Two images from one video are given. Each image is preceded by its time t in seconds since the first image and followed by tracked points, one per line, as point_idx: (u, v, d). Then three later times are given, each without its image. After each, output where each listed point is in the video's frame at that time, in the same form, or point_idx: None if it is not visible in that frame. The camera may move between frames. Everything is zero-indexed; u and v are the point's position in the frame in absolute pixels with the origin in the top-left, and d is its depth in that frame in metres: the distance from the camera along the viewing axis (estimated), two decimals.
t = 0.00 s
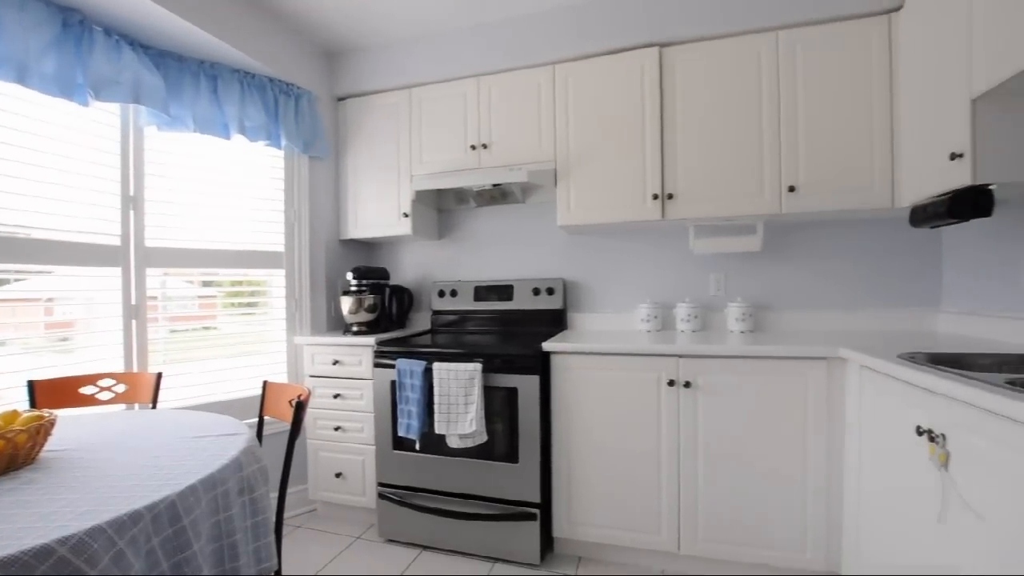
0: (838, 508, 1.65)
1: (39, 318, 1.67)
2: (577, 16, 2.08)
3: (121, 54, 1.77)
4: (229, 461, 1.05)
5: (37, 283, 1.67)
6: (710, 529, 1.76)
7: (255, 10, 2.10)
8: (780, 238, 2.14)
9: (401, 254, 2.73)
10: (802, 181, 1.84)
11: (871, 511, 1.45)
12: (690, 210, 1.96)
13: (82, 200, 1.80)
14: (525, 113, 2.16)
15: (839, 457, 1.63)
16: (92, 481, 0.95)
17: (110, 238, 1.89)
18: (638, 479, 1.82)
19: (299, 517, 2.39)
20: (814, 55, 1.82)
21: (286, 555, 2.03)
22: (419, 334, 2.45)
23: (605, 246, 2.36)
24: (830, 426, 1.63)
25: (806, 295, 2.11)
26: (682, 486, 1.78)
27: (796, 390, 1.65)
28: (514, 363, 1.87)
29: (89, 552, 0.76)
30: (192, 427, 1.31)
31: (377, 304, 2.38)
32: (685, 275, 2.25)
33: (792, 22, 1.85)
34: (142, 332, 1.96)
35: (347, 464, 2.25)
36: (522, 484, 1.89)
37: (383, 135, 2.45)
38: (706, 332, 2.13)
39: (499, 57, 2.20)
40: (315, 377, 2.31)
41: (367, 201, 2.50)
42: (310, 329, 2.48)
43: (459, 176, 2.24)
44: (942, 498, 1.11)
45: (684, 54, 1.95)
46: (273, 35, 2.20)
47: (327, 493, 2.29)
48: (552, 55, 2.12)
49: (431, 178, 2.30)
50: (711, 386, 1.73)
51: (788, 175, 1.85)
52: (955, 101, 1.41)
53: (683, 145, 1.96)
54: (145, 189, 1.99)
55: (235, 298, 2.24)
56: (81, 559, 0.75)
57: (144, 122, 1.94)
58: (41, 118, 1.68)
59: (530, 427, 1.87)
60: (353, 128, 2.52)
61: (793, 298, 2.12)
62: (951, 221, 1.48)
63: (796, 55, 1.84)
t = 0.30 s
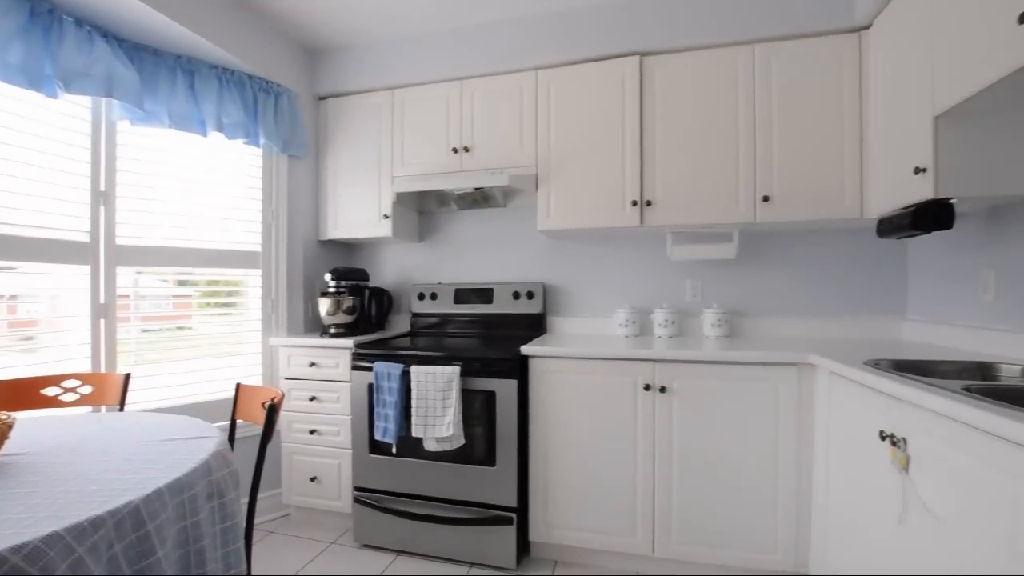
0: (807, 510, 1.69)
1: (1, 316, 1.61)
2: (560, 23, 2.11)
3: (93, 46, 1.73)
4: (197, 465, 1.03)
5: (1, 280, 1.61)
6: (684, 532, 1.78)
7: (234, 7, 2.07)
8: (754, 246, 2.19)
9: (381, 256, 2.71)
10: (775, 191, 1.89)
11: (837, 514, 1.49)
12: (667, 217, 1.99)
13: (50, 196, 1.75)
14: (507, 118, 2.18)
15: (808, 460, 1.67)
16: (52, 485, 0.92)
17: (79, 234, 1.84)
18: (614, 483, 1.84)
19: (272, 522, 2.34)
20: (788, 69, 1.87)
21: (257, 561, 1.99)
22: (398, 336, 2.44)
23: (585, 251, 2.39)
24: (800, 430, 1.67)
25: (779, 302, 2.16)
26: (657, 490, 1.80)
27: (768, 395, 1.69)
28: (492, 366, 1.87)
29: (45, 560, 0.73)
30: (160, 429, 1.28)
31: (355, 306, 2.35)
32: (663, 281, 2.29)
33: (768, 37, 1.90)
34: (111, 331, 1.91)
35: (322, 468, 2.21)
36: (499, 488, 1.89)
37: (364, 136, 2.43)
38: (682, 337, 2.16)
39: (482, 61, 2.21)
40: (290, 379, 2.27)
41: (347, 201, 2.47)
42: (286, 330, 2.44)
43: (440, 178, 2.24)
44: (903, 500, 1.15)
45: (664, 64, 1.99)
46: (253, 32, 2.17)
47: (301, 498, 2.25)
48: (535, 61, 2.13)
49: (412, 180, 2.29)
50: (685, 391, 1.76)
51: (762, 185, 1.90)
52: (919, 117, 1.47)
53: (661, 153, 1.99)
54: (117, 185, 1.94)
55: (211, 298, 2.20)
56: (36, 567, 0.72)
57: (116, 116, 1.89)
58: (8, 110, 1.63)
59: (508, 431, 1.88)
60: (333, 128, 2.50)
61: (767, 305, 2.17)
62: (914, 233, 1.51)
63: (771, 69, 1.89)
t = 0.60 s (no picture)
0: (783, 509, 1.72)
1: None
2: (545, 25, 2.11)
3: (65, 37, 1.68)
4: (171, 468, 1.01)
5: None
6: (664, 531, 1.80)
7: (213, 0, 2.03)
8: (734, 249, 2.23)
9: (363, 255, 2.69)
10: (754, 195, 1.92)
11: (811, 511, 1.53)
12: (649, 220, 2.01)
13: (19, 190, 1.69)
14: (491, 118, 2.18)
15: (785, 460, 1.71)
16: (16, 489, 0.89)
17: (49, 231, 1.79)
18: (595, 483, 1.85)
19: (251, 525, 2.31)
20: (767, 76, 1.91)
21: (234, 565, 1.95)
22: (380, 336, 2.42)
23: (568, 253, 2.40)
24: (777, 430, 1.71)
25: (758, 304, 2.20)
26: (637, 489, 1.82)
27: (745, 396, 1.72)
28: (475, 367, 1.87)
29: (8, 566, 0.71)
30: (133, 431, 1.25)
31: (337, 305, 2.33)
32: (644, 283, 2.31)
33: (748, 44, 1.93)
34: (82, 330, 1.86)
35: (301, 470, 2.19)
36: (481, 489, 1.89)
37: (347, 135, 2.41)
38: (663, 339, 2.19)
39: (466, 61, 2.20)
40: (269, 380, 2.24)
41: (329, 200, 2.45)
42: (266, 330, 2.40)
43: (424, 178, 2.23)
44: (873, 498, 1.18)
45: (647, 69, 2.01)
46: (233, 28, 2.13)
47: (280, 500, 2.22)
48: (519, 62, 2.14)
49: (395, 180, 2.28)
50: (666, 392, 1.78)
51: (742, 189, 1.93)
52: (891, 125, 1.51)
53: (644, 156, 2.01)
54: (89, 180, 1.89)
55: (189, 297, 2.16)
56: None
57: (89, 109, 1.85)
58: None
59: (490, 432, 1.87)
60: (316, 126, 2.47)
61: (746, 308, 2.21)
62: (886, 238, 1.55)
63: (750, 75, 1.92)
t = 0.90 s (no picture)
0: (761, 508, 1.74)
1: None
2: (531, 25, 2.11)
3: (37, 24, 1.63)
4: (142, 469, 0.99)
5: None
6: (644, 530, 1.82)
7: None
8: (716, 251, 2.25)
9: (347, 254, 2.66)
10: (736, 198, 1.95)
11: (788, 510, 1.55)
12: (633, 221, 2.02)
13: None
14: (477, 118, 2.17)
15: (763, 459, 1.73)
16: None
17: (18, 224, 1.74)
18: (577, 483, 1.86)
19: (228, 526, 2.27)
20: (749, 82, 1.94)
21: (210, 567, 1.92)
22: (362, 336, 2.39)
23: (553, 253, 2.40)
24: (755, 430, 1.73)
25: (738, 306, 2.23)
26: (618, 489, 1.83)
27: (725, 397, 1.74)
28: (457, 367, 1.87)
29: None
30: (104, 431, 1.21)
31: (318, 304, 2.30)
32: (628, 284, 2.33)
33: (732, 49, 1.96)
34: (52, 327, 1.80)
35: (281, 470, 2.15)
36: (463, 490, 1.89)
37: (331, 131, 2.38)
38: (646, 340, 2.20)
39: (452, 60, 2.19)
40: (248, 379, 2.20)
41: (312, 197, 2.42)
42: (246, 329, 2.36)
43: (408, 177, 2.21)
44: (846, 496, 1.21)
45: (632, 71, 2.02)
46: (214, 20, 2.09)
47: (259, 501, 2.19)
48: (505, 62, 2.14)
49: (380, 178, 2.26)
50: (647, 392, 1.79)
51: (724, 192, 1.95)
52: (868, 132, 1.55)
53: (628, 158, 2.03)
54: (62, 173, 1.84)
55: (168, 294, 2.12)
56: None
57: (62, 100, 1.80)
58: None
59: (472, 432, 1.87)
60: (299, 122, 2.43)
61: (727, 309, 2.23)
62: (863, 242, 1.58)
63: (733, 80, 1.95)
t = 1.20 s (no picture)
0: (737, 502, 1.77)
1: None
2: (514, 21, 2.10)
3: None
4: (106, 469, 0.95)
5: None
6: (623, 525, 1.83)
7: None
8: (695, 250, 2.28)
9: (326, 249, 2.62)
10: (715, 198, 1.97)
11: (762, 504, 1.58)
12: (613, 219, 2.03)
13: None
14: (458, 113, 2.16)
15: (739, 455, 1.76)
16: None
17: None
18: (556, 479, 1.86)
19: (202, 527, 2.21)
20: (728, 83, 1.96)
21: (182, 568, 1.87)
22: (341, 332, 2.36)
23: (535, 251, 2.40)
24: (732, 426, 1.76)
25: (717, 304, 2.26)
26: (598, 485, 1.84)
27: (703, 393, 1.77)
28: (437, 364, 1.85)
29: None
30: (68, 430, 1.17)
31: (296, 300, 2.26)
32: (609, 281, 2.34)
33: (712, 49, 1.98)
34: (15, 323, 1.74)
35: (256, 469, 2.11)
36: (442, 487, 1.88)
37: (310, 124, 2.34)
38: (626, 337, 2.22)
39: (434, 54, 2.17)
40: (222, 376, 2.15)
41: (289, 191, 2.37)
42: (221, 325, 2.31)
43: (389, 171, 2.18)
44: (817, 490, 1.23)
45: (614, 70, 2.03)
46: (187, 7, 2.03)
47: (234, 501, 2.14)
48: (487, 58, 2.12)
49: (359, 172, 2.23)
50: (626, 389, 1.80)
51: (703, 191, 1.97)
52: (843, 134, 1.58)
53: (610, 156, 2.03)
54: (24, 162, 1.76)
55: (142, 290, 2.07)
56: None
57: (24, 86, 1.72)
58: None
59: (452, 429, 1.86)
60: (277, 114, 2.38)
61: (705, 307, 2.26)
62: (836, 242, 1.62)
63: (713, 81, 1.97)
